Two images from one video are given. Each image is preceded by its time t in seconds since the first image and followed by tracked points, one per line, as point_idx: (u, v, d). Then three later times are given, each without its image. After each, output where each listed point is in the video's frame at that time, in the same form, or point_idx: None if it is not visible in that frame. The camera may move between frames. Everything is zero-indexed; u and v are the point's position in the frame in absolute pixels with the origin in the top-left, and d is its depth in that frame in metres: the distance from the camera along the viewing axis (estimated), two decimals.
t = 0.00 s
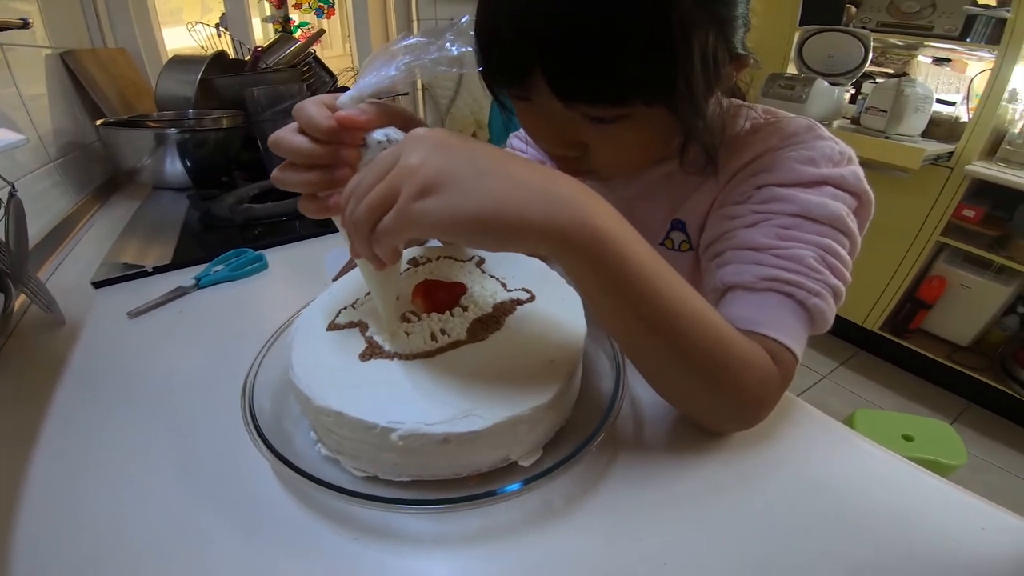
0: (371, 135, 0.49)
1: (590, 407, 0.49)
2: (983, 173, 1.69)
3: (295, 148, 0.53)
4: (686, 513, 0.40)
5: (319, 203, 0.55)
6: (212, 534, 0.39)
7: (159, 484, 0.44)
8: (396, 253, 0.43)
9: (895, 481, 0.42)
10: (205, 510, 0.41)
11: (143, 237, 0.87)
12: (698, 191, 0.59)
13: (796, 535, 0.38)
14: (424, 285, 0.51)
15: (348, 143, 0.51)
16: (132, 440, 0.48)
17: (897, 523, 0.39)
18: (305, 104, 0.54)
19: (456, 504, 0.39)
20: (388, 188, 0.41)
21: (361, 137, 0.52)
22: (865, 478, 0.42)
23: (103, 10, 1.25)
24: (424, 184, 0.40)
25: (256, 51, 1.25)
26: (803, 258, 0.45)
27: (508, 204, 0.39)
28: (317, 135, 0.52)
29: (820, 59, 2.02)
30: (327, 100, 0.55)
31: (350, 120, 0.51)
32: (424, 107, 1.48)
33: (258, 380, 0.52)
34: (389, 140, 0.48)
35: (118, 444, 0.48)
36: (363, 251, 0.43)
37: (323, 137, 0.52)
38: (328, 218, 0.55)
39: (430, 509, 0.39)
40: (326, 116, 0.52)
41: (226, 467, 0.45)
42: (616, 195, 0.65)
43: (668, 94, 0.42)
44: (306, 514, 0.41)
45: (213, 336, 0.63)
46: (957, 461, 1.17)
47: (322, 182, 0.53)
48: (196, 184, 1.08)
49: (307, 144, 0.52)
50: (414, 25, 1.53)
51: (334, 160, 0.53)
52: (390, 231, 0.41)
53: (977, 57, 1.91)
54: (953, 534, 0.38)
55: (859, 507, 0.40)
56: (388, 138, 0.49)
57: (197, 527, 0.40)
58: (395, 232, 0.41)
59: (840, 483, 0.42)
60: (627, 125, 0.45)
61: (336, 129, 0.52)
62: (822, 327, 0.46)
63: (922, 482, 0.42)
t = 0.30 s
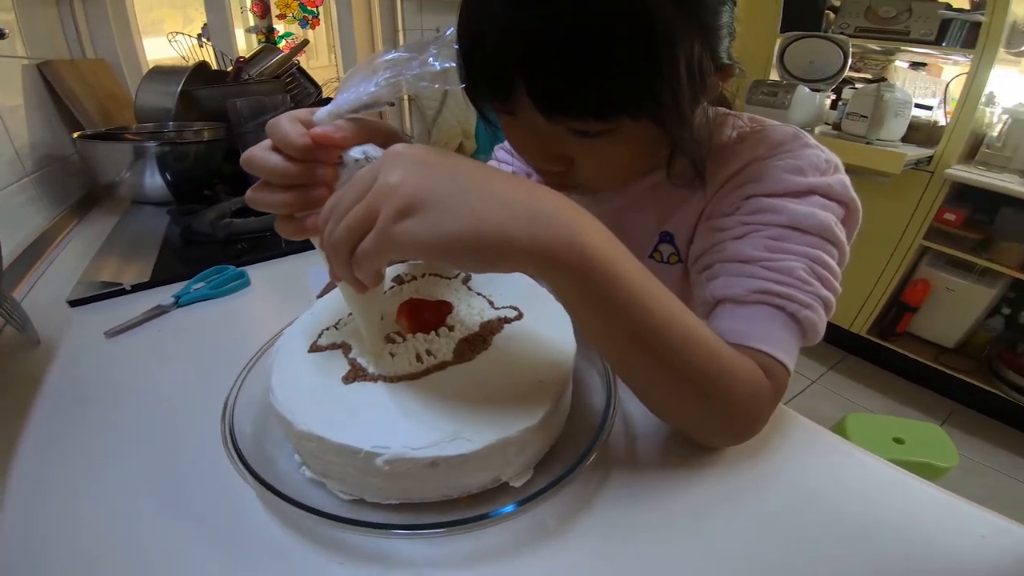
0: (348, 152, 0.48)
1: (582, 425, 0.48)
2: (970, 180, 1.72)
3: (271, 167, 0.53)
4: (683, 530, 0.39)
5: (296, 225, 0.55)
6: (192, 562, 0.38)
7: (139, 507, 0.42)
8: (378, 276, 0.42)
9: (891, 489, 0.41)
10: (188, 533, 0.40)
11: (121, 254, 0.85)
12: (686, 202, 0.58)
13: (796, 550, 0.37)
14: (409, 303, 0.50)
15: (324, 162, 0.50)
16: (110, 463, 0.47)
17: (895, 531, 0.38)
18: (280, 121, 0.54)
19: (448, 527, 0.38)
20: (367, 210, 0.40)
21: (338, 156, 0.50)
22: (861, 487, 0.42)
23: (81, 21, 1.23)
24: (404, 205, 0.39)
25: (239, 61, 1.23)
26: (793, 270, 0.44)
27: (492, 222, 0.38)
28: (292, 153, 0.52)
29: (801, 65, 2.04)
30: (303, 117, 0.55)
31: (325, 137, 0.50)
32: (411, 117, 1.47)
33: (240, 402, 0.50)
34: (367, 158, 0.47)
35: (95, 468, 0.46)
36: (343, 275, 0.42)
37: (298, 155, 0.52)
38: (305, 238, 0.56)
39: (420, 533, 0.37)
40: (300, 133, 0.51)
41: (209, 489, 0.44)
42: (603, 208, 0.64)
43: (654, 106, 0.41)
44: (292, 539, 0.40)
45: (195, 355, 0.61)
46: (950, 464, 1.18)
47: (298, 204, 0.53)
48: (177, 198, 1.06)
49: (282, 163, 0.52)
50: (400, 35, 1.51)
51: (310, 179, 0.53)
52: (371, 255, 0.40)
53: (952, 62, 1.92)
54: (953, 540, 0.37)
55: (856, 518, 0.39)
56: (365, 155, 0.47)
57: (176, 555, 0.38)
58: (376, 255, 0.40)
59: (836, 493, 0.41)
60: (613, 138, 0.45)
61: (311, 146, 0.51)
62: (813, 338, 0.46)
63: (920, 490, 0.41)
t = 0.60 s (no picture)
0: (333, 160, 0.47)
1: (573, 447, 0.47)
2: (948, 188, 1.75)
3: (253, 174, 0.52)
4: (681, 550, 0.38)
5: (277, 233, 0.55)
6: None
7: (121, 534, 0.41)
8: (356, 292, 0.42)
9: (887, 502, 0.41)
10: (171, 561, 0.39)
11: (99, 276, 0.83)
12: (672, 219, 0.58)
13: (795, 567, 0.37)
14: (396, 328, 0.49)
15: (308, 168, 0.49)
16: (90, 490, 0.45)
17: (893, 545, 0.38)
18: (263, 129, 0.52)
19: (444, 555, 0.37)
20: (347, 226, 0.39)
21: (323, 161, 0.49)
22: (856, 501, 0.42)
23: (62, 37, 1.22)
24: (388, 223, 0.38)
25: (222, 77, 1.22)
26: (780, 287, 0.44)
27: (477, 245, 0.37)
28: (275, 160, 0.50)
29: (781, 76, 2.07)
30: (286, 125, 0.53)
31: (311, 141, 0.49)
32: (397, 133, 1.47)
33: (223, 429, 0.49)
34: (352, 165, 0.46)
35: (74, 494, 0.45)
36: (320, 288, 0.42)
37: (282, 161, 0.50)
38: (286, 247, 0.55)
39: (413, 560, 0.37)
40: (284, 140, 0.50)
41: (192, 516, 0.42)
42: (590, 226, 0.64)
43: (640, 123, 0.41)
44: (279, 568, 0.39)
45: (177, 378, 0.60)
46: (941, 470, 1.18)
47: (281, 211, 0.52)
48: (158, 218, 1.05)
49: (265, 169, 0.50)
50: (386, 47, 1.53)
51: (294, 187, 0.51)
52: (348, 270, 0.40)
53: (924, 71, 1.99)
54: (952, 554, 0.37)
55: (853, 533, 0.39)
56: (351, 163, 0.46)
57: None
58: (356, 271, 0.39)
59: (831, 508, 0.41)
60: (598, 156, 0.44)
61: (296, 152, 0.50)
62: (801, 354, 0.46)
63: (915, 502, 0.41)
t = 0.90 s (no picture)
0: (307, 196, 0.48)
1: (562, 468, 0.47)
2: (924, 199, 1.79)
3: (226, 211, 0.53)
4: (673, 565, 0.38)
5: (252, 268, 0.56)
6: None
7: (104, 559, 0.40)
8: (334, 326, 0.42)
9: (875, 517, 0.42)
10: None
11: (80, 299, 0.82)
12: (656, 239, 0.59)
13: None
14: (381, 353, 0.49)
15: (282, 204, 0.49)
16: (70, 515, 0.44)
17: (882, 560, 0.38)
18: (235, 163, 0.53)
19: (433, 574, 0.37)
20: (323, 263, 0.39)
21: (296, 198, 0.50)
22: (844, 515, 0.42)
23: (45, 52, 1.23)
24: (363, 260, 0.38)
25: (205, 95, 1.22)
26: (762, 304, 0.44)
27: (455, 275, 0.37)
28: (247, 196, 0.52)
29: (760, 90, 2.11)
30: (258, 157, 0.54)
31: (281, 178, 0.50)
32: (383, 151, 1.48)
33: (206, 453, 0.49)
34: (326, 202, 0.47)
35: (53, 520, 0.44)
36: (299, 326, 0.42)
37: (255, 199, 0.52)
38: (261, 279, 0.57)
39: None
40: (256, 176, 0.51)
41: (176, 540, 0.42)
42: (575, 245, 0.65)
43: (621, 142, 0.42)
44: None
45: (160, 401, 0.59)
46: (931, 477, 1.20)
47: (254, 248, 0.54)
48: (140, 238, 1.03)
49: (237, 207, 0.52)
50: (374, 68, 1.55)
51: (267, 223, 0.53)
52: (325, 308, 0.40)
53: (897, 83, 2.06)
54: (942, 564, 0.38)
55: (842, 547, 0.39)
56: (324, 199, 0.47)
57: None
58: (331, 309, 0.39)
59: (819, 522, 0.41)
60: (581, 176, 0.45)
61: (268, 189, 0.51)
62: (786, 370, 0.46)
63: (905, 512, 0.42)
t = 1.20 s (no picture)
0: (286, 205, 0.46)
1: (555, 476, 0.46)
2: (908, 200, 1.82)
3: (203, 220, 0.52)
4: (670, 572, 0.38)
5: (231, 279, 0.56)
6: None
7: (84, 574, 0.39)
8: (317, 339, 0.41)
9: (871, 520, 0.41)
10: None
11: (62, 307, 0.80)
12: (647, 243, 0.58)
13: None
14: (369, 361, 0.48)
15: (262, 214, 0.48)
16: (48, 530, 0.43)
17: (877, 562, 0.38)
18: (213, 170, 0.52)
19: None
20: (305, 274, 0.39)
21: (275, 209, 0.49)
22: (841, 517, 0.41)
23: (27, 56, 1.20)
24: (346, 269, 0.38)
25: (192, 99, 1.20)
26: (753, 307, 0.44)
27: (442, 282, 0.37)
28: (226, 206, 0.51)
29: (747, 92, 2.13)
30: (237, 164, 0.53)
31: (259, 188, 0.49)
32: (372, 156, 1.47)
33: (191, 463, 0.47)
34: (306, 211, 0.46)
35: (29, 535, 0.42)
36: (280, 339, 0.41)
37: (232, 209, 0.51)
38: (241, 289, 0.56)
39: None
40: (234, 184, 0.50)
41: (157, 554, 0.40)
42: (566, 250, 0.64)
43: (610, 146, 0.41)
44: None
45: (143, 411, 0.58)
46: (923, 477, 1.20)
47: (232, 259, 0.53)
48: (124, 245, 1.02)
49: (214, 216, 0.51)
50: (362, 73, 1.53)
51: (245, 233, 0.52)
52: (306, 319, 0.39)
53: (881, 85, 2.09)
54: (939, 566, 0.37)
55: (838, 548, 0.39)
56: (305, 208, 0.46)
57: None
58: (313, 320, 0.39)
59: (814, 524, 0.41)
60: (570, 182, 0.44)
61: (245, 199, 0.50)
62: (778, 374, 0.45)
63: (901, 515, 0.42)
